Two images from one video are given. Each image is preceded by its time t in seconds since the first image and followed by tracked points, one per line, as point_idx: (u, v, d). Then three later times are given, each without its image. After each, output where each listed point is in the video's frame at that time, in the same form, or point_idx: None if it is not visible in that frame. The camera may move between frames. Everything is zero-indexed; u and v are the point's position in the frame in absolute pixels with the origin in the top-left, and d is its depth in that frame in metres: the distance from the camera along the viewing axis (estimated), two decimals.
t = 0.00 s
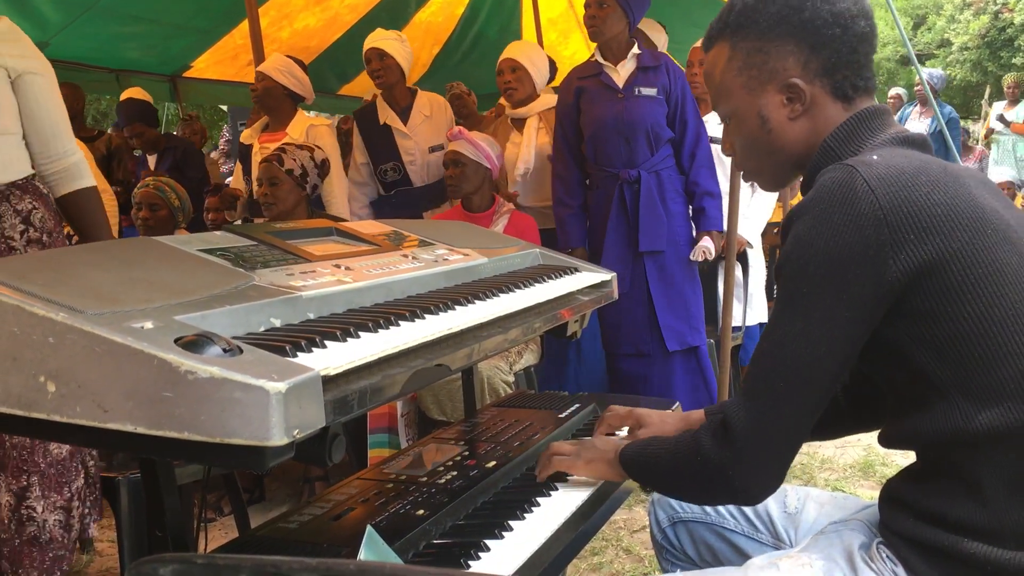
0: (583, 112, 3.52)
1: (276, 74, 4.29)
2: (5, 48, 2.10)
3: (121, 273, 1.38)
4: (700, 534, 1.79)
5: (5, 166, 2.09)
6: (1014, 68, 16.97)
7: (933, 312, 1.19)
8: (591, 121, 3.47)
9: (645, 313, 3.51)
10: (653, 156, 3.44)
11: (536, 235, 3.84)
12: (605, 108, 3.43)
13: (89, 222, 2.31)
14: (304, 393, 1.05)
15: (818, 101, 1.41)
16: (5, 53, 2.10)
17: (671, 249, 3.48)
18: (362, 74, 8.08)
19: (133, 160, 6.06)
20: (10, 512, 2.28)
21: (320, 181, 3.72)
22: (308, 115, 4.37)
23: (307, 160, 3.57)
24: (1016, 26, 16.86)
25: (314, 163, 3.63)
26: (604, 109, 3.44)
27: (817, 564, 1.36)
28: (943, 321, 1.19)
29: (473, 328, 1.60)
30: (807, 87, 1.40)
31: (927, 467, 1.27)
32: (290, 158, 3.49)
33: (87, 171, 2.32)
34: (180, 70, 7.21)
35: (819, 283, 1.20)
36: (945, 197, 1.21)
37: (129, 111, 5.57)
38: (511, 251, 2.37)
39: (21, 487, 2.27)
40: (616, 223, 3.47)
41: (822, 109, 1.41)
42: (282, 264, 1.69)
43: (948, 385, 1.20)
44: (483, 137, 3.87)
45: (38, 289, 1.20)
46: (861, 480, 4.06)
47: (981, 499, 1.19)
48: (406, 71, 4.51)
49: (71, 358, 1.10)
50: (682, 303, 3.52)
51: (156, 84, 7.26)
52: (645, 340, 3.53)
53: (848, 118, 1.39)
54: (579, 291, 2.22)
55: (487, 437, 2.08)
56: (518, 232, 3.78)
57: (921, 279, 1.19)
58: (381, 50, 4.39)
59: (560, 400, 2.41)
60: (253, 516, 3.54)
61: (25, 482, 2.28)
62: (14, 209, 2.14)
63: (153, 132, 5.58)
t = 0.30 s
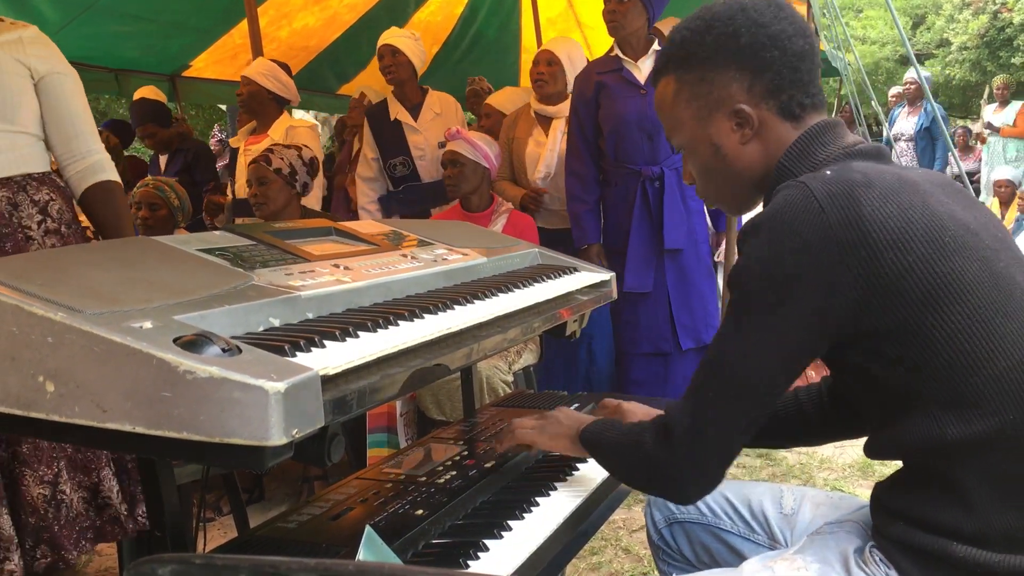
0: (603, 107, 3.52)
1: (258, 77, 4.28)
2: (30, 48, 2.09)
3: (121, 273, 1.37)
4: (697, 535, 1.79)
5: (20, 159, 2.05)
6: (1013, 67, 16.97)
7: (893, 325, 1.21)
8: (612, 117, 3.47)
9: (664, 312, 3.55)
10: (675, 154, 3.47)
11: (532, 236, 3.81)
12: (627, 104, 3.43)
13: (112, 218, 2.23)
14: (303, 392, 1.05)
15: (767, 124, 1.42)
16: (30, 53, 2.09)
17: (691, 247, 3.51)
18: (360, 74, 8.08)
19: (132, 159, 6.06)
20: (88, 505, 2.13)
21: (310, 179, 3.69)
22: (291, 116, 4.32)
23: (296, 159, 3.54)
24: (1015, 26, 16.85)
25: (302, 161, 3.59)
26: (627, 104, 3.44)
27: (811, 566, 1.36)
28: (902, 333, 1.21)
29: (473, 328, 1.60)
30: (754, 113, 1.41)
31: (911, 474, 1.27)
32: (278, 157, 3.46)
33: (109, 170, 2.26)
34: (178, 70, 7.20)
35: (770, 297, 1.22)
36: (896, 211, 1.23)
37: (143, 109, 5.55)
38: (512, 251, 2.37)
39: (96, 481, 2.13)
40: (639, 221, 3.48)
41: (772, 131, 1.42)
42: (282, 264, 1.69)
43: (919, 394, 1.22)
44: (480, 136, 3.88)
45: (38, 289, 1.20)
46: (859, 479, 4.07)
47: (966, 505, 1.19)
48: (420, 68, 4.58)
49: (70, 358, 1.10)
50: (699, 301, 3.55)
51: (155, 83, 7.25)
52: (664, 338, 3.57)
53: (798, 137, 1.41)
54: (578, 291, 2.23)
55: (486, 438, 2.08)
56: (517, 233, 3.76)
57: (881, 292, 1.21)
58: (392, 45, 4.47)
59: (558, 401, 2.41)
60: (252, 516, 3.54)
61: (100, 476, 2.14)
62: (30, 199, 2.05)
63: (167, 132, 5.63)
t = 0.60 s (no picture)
0: (617, 105, 3.53)
1: (248, 77, 4.28)
2: (43, 43, 2.03)
3: (121, 272, 1.37)
4: (694, 535, 1.79)
5: (34, 158, 1.99)
6: (1013, 66, 16.98)
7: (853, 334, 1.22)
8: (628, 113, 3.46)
9: (673, 311, 3.60)
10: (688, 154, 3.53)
11: (531, 234, 3.80)
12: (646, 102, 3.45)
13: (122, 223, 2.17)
14: (302, 391, 1.05)
15: (741, 128, 1.42)
16: (43, 48, 2.03)
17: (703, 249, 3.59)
18: (360, 73, 8.07)
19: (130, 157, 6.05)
20: (94, 523, 2.03)
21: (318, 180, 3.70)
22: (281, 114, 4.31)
23: (303, 157, 3.57)
24: (1015, 25, 16.86)
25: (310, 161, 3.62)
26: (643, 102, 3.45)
27: (804, 565, 1.36)
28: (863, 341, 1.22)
29: (472, 327, 1.59)
30: (728, 118, 1.42)
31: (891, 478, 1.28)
32: (286, 156, 3.48)
33: (120, 171, 2.19)
34: (178, 69, 7.19)
35: (731, 305, 1.26)
36: (854, 220, 1.23)
37: (151, 105, 5.49)
38: (511, 250, 2.37)
39: (99, 496, 2.04)
40: (653, 221, 3.49)
41: (746, 135, 1.43)
42: (280, 263, 1.69)
43: (887, 403, 1.22)
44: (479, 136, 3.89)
45: (37, 287, 1.20)
46: (857, 478, 4.07)
47: (948, 510, 1.19)
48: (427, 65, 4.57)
49: (69, 357, 1.10)
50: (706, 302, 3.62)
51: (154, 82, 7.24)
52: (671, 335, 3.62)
53: (771, 142, 1.41)
54: (577, 290, 2.22)
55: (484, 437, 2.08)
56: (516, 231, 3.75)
57: (840, 303, 1.22)
58: (401, 42, 4.44)
59: (556, 400, 2.41)
60: (251, 515, 3.54)
61: (104, 489, 2.05)
62: (43, 200, 1.98)
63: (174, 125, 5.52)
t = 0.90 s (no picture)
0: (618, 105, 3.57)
1: (246, 78, 4.29)
2: (56, 52, 2.03)
3: (121, 272, 1.37)
4: (695, 534, 1.79)
5: (44, 165, 1.97)
6: (1013, 66, 17.00)
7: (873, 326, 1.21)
8: (625, 113, 3.51)
9: (672, 314, 3.53)
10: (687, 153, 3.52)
11: (532, 231, 3.79)
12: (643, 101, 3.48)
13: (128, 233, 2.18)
14: (303, 391, 1.05)
15: (756, 119, 1.42)
16: (56, 57, 2.03)
17: (703, 250, 3.54)
18: (360, 72, 8.07)
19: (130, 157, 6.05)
20: (130, 523, 2.02)
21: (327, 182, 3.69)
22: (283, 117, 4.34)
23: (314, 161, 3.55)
24: (1015, 24, 16.87)
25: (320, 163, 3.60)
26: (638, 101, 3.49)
27: (806, 565, 1.36)
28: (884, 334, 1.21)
29: (472, 327, 1.59)
30: (743, 109, 1.41)
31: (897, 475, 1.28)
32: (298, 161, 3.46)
33: (124, 179, 2.20)
34: (178, 68, 7.19)
35: (747, 291, 1.23)
36: (878, 211, 1.22)
37: (159, 105, 5.44)
38: (512, 250, 2.37)
39: (128, 496, 2.04)
40: (653, 220, 3.46)
41: (761, 127, 1.42)
42: (280, 262, 1.69)
43: (903, 397, 1.22)
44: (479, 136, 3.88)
45: (36, 288, 1.20)
46: (858, 477, 4.07)
47: (954, 507, 1.19)
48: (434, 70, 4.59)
49: (69, 357, 1.09)
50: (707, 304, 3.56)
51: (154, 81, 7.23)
52: (670, 337, 3.54)
53: (787, 135, 1.41)
54: (577, 289, 2.22)
55: (484, 437, 2.08)
56: (515, 230, 3.75)
57: (861, 293, 1.21)
58: (406, 46, 4.48)
59: (556, 399, 2.41)
60: (252, 515, 3.54)
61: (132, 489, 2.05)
62: (54, 205, 1.96)
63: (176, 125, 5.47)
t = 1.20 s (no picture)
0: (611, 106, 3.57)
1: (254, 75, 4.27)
2: (52, 53, 2.03)
3: (121, 272, 1.37)
4: (696, 534, 1.78)
5: (35, 160, 1.96)
6: (1014, 64, 17.00)
7: (880, 318, 1.21)
8: (617, 114, 3.52)
9: (663, 312, 3.54)
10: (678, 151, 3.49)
11: (532, 230, 3.80)
12: (632, 101, 3.48)
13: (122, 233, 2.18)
14: (302, 392, 1.05)
15: (765, 121, 1.42)
16: (52, 58, 2.03)
17: (695, 248, 3.51)
18: (361, 71, 8.07)
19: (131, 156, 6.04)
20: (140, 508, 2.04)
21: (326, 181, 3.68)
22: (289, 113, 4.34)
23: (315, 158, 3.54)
24: (1016, 23, 16.87)
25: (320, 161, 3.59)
26: (629, 102, 3.49)
27: (809, 565, 1.36)
28: (891, 326, 1.21)
29: (472, 326, 1.59)
30: (752, 111, 1.41)
31: (900, 473, 1.28)
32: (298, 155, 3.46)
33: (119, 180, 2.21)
34: (179, 68, 7.19)
35: (753, 283, 1.24)
36: (888, 203, 1.22)
37: (160, 102, 5.49)
38: (512, 249, 2.37)
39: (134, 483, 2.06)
40: (641, 220, 3.48)
41: (770, 128, 1.42)
42: (281, 262, 1.69)
43: (907, 391, 1.21)
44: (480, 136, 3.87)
45: (36, 287, 1.20)
46: (859, 476, 4.07)
47: (959, 505, 1.19)
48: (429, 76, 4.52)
49: (68, 358, 1.09)
50: (701, 303, 3.54)
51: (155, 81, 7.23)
52: (660, 336, 3.56)
53: (796, 132, 1.40)
54: (578, 288, 2.22)
55: (485, 436, 2.08)
56: (516, 229, 3.74)
57: (870, 286, 1.20)
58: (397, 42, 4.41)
59: (557, 399, 2.41)
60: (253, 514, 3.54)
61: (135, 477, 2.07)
62: (39, 202, 1.93)
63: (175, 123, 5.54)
